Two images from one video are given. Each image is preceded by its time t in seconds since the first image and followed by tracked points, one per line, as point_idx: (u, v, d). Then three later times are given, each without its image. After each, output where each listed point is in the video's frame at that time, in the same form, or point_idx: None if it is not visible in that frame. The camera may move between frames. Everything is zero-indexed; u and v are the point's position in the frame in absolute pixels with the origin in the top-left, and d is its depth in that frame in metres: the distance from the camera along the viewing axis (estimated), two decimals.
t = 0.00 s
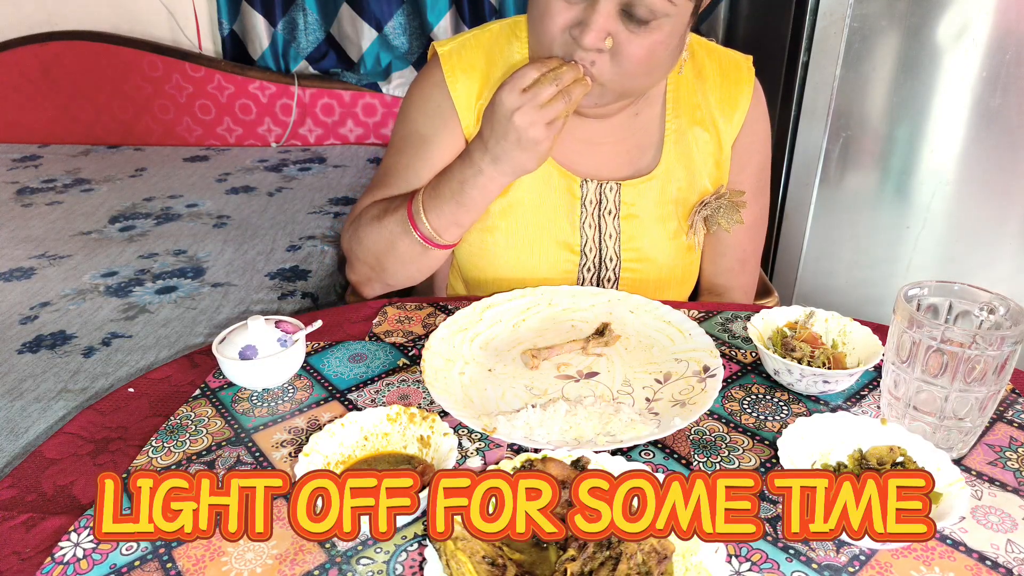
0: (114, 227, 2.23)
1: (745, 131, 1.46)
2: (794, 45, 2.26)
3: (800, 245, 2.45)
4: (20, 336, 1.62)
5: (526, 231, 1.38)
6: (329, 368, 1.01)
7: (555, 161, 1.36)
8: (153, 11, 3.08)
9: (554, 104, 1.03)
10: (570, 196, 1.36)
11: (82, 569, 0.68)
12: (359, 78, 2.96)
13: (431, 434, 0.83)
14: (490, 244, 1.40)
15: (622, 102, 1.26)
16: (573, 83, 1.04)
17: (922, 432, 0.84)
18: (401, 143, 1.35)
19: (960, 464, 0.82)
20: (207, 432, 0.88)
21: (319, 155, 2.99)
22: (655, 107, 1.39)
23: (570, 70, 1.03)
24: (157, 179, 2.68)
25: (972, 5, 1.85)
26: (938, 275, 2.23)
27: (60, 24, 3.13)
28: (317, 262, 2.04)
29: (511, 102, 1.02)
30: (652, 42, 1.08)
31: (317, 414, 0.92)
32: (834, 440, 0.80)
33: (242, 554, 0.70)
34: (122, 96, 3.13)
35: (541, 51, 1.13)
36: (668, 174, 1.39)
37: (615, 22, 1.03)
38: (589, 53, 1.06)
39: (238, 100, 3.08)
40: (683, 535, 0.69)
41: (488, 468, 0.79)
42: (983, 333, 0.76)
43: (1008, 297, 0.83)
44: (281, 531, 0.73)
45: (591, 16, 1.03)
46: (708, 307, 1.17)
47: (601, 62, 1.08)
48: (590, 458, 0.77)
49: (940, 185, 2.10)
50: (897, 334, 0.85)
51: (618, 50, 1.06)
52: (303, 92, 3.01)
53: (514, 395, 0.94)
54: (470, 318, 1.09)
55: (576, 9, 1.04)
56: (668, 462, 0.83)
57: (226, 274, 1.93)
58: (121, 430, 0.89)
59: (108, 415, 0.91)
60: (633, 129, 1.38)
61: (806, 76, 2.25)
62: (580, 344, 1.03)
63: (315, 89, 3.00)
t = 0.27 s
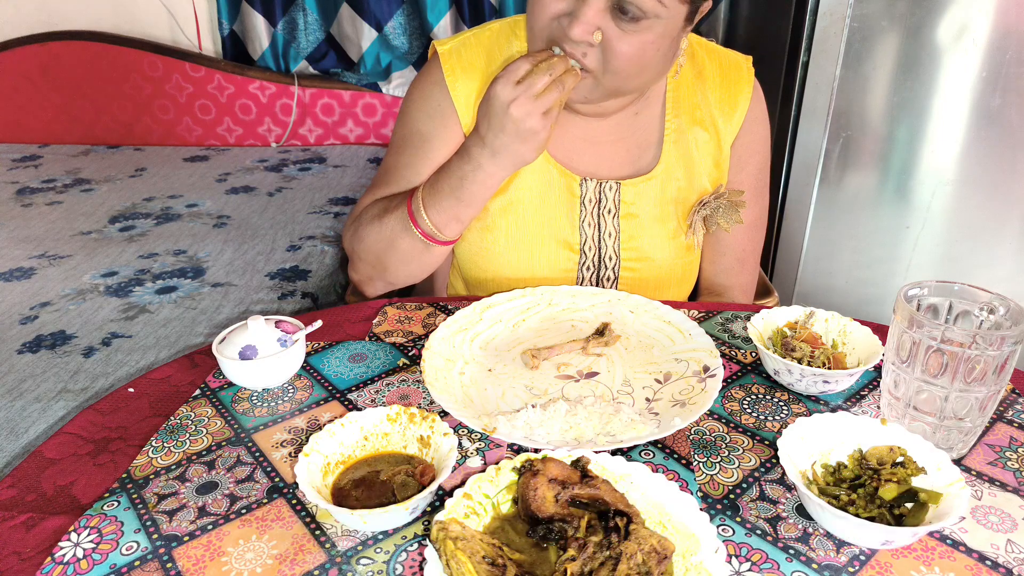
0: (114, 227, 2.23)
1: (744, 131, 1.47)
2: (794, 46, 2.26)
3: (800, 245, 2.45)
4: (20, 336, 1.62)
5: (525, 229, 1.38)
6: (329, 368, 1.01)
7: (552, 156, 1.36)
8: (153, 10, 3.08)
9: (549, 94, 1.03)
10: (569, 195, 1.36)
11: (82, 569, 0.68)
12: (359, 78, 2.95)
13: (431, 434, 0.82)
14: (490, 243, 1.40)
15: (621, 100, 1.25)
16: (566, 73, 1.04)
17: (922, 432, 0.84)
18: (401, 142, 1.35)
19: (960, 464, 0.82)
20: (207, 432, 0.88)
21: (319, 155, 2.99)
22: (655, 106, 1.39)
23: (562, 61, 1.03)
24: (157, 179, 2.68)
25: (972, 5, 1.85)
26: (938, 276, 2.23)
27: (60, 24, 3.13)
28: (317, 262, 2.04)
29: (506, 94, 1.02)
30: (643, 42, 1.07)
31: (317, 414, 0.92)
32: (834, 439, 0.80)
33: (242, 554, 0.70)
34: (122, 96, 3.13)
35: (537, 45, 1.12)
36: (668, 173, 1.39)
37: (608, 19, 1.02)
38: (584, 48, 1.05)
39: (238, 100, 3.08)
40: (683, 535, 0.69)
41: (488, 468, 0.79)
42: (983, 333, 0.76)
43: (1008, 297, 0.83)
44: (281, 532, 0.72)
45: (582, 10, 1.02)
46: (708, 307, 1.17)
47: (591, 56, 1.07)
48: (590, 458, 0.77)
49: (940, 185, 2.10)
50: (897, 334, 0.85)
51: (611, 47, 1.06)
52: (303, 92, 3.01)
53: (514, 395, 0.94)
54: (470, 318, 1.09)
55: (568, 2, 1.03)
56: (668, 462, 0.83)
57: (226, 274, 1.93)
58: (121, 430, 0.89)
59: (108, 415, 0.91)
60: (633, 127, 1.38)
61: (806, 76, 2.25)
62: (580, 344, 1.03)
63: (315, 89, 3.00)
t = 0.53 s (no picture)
0: (114, 227, 2.23)
1: (744, 130, 1.47)
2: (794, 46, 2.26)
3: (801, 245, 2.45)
4: (20, 336, 1.62)
5: (524, 227, 1.38)
6: (329, 368, 1.01)
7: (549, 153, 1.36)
8: (153, 10, 3.08)
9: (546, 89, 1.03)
10: (569, 193, 1.36)
11: (82, 569, 0.68)
12: (359, 78, 2.96)
13: (431, 434, 0.82)
14: (489, 241, 1.40)
15: (620, 99, 1.25)
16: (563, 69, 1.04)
17: (922, 432, 0.84)
18: (401, 140, 1.36)
19: (960, 464, 0.82)
20: (206, 432, 0.88)
21: (319, 155, 2.99)
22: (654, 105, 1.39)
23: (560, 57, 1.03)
24: (157, 179, 2.68)
25: (972, 5, 1.85)
26: (938, 276, 2.23)
27: (60, 24, 3.13)
28: (317, 262, 2.03)
29: (501, 87, 1.03)
30: (640, 43, 1.07)
31: (317, 414, 0.92)
32: (834, 440, 0.80)
33: (242, 554, 0.70)
34: (122, 96, 3.13)
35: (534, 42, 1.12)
36: (668, 172, 1.39)
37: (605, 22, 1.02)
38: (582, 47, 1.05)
39: (238, 100, 3.08)
40: (683, 535, 0.68)
41: (488, 468, 0.79)
42: (984, 333, 0.76)
43: (1008, 297, 0.83)
44: (281, 532, 0.72)
45: (580, 12, 1.01)
46: (708, 307, 1.17)
47: (589, 58, 1.07)
48: (590, 458, 0.77)
49: (941, 185, 2.10)
50: (897, 334, 0.85)
51: (606, 47, 1.05)
52: (303, 92, 3.01)
53: (514, 395, 0.94)
54: (470, 318, 1.09)
55: (567, 3, 1.03)
56: (668, 462, 0.83)
57: (226, 274, 1.93)
58: (121, 430, 0.88)
59: (108, 415, 0.91)
60: (632, 126, 1.38)
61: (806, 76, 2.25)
62: (580, 344, 1.03)
63: (315, 89, 3.00)
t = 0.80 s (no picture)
0: (114, 227, 2.23)
1: (744, 130, 1.47)
2: (794, 46, 2.27)
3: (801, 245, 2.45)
4: (20, 336, 1.62)
5: (525, 225, 1.38)
6: (329, 368, 1.01)
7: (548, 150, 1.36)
8: (153, 10, 3.08)
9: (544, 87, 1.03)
10: (569, 191, 1.36)
11: (82, 569, 0.68)
12: (359, 78, 2.96)
13: (431, 434, 0.82)
14: (490, 240, 1.40)
15: (619, 98, 1.25)
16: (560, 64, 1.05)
17: (922, 432, 0.84)
18: (401, 140, 1.36)
19: (960, 464, 0.82)
20: (206, 433, 0.88)
21: (319, 155, 2.99)
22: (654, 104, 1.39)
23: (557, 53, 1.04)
24: (157, 179, 2.68)
25: (972, 5, 1.85)
26: (938, 275, 2.23)
27: (60, 24, 3.13)
28: (317, 262, 2.03)
29: (502, 87, 1.02)
30: (640, 41, 1.07)
31: (317, 414, 0.92)
32: (834, 440, 0.80)
33: (242, 554, 0.70)
34: (122, 96, 3.13)
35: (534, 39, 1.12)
36: (668, 170, 1.39)
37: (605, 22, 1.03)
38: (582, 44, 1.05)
39: (238, 100, 3.08)
40: (684, 535, 0.68)
41: (488, 468, 0.79)
42: (983, 333, 0.76)
43: (1008, 297, 0.83)
44: (281, 531, 0.72)
45: (577, 8, 1.02)
46: (708, 307, 1.17)
47: (588, 54, 1.07)
48: (590, 458, 0.77)
49: (940, 185, 2.10)
50: (897, 334, 0.85)
51: (603, 45, 1.05)
52: (303, 92, 3.01)
53: (514, 395, 0.94)
54: (470, 319, 1.09)
55: None
56: (668, 462, 0.83)
57: (226, 274, 1.93)
58: (120, 430, 0.88)
59: (108, 415, 0.91)
60: (631, 124, 1.39)
61: (806, 76, 2.25)
62: (580, 344, 1.03)
63: (315, 89, 3.00)
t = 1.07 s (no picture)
0: (114, 227, 2.23)
1: (744, 130, 1.47)
2: (794, 46, 2.27)
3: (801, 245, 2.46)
4: (20, 336, 1.62)
5: (525, 224, 1.38)
6: (329, 368, 1.01)
7: (549, 149, 1.36)
8: (153, 10, 3.08)
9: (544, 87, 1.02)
10: (570, 190, 1.36)
11: (82, 569, 0.68)
12: (359, 78, 2.95)
13: (431, 434, 0.82)
14: (491, 239, 1.40)
15: (620, 97, 1.25)
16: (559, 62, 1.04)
17: (922, 432, 0.84)
18: (403, 140, 1.36)
19: (960, 464, 0.82)
20: (206, 433, 0.88)
21: (319, 155, 2.99)
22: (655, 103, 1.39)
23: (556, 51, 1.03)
24: (157, 179, 2.68)
25: (972, 5, 1.85)
26: (938, 275, 2.23)
27: (60, 24, 3.13)
28: (317, 262, 2.03)
29: (501, 87, 1.01)
30: (643, 39, 1.07)
31: (317, 414, 0.92)
32: (834, 440, 0.80)
33: (242, 554, 0.70)
34: (122, 96, 3.13)
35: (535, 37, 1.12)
36: (668, 170, 1.39)
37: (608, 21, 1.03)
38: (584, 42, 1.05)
39: (238, 100, 3.08)
40: (683, 535, 0.68)
41: (488, 468, 0.79)
42: (983, 333, 0.76)
43: (1008, 297, 0.83)
44: (281, 532, 0.72)
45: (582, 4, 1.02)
46: (708, 307, 1.17)
47: (589, 51, 1.07)
48: (590, 458, 0.77)
49: (940, 185, 2.10)
50: (897, 334, 0.85)
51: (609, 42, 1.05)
52: (303, 92, 3.01)
53: (514, 395, 0.94)
54: (470, 318, 1.09)
55: None
56: (668, 462, 0.83)
57: (226, 274, 1.93)
58: (120, 430, 0.88)
59: (108, 415, 0.91)
60: (632, 122, 1.38)
61: (806, 76, 2.25)
62: (580, 344, 1.03)
63: (315, 89, 3.00)
